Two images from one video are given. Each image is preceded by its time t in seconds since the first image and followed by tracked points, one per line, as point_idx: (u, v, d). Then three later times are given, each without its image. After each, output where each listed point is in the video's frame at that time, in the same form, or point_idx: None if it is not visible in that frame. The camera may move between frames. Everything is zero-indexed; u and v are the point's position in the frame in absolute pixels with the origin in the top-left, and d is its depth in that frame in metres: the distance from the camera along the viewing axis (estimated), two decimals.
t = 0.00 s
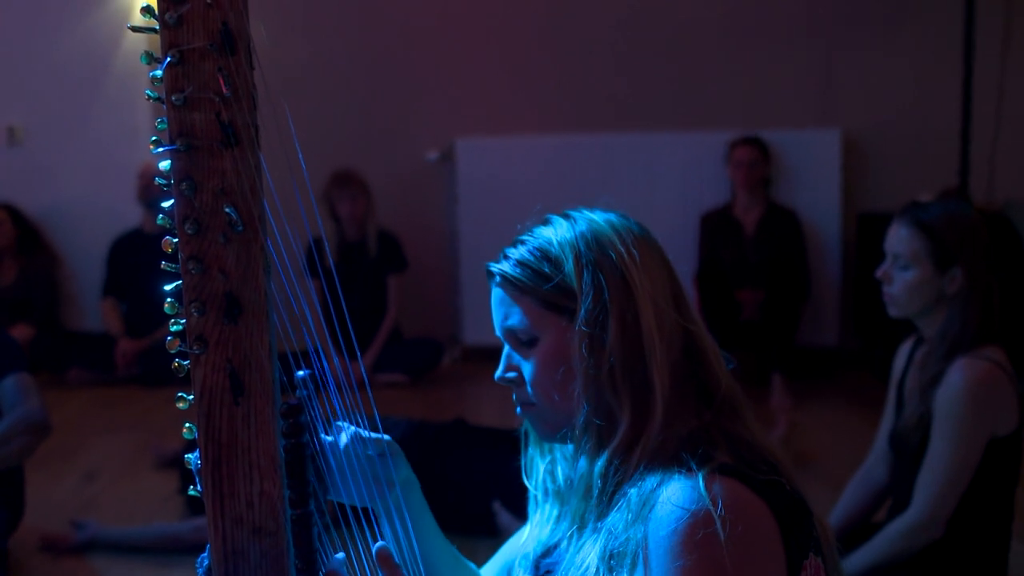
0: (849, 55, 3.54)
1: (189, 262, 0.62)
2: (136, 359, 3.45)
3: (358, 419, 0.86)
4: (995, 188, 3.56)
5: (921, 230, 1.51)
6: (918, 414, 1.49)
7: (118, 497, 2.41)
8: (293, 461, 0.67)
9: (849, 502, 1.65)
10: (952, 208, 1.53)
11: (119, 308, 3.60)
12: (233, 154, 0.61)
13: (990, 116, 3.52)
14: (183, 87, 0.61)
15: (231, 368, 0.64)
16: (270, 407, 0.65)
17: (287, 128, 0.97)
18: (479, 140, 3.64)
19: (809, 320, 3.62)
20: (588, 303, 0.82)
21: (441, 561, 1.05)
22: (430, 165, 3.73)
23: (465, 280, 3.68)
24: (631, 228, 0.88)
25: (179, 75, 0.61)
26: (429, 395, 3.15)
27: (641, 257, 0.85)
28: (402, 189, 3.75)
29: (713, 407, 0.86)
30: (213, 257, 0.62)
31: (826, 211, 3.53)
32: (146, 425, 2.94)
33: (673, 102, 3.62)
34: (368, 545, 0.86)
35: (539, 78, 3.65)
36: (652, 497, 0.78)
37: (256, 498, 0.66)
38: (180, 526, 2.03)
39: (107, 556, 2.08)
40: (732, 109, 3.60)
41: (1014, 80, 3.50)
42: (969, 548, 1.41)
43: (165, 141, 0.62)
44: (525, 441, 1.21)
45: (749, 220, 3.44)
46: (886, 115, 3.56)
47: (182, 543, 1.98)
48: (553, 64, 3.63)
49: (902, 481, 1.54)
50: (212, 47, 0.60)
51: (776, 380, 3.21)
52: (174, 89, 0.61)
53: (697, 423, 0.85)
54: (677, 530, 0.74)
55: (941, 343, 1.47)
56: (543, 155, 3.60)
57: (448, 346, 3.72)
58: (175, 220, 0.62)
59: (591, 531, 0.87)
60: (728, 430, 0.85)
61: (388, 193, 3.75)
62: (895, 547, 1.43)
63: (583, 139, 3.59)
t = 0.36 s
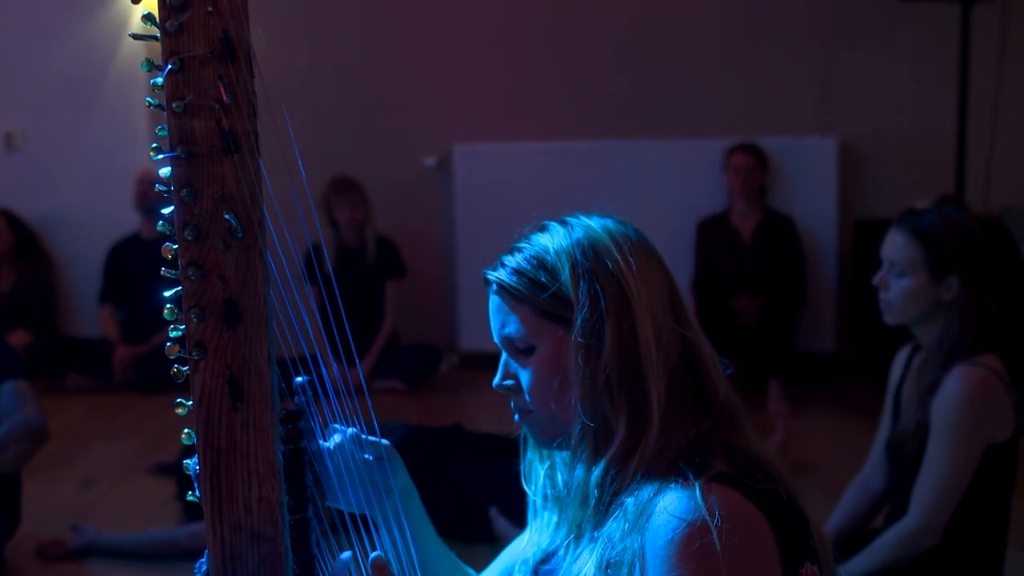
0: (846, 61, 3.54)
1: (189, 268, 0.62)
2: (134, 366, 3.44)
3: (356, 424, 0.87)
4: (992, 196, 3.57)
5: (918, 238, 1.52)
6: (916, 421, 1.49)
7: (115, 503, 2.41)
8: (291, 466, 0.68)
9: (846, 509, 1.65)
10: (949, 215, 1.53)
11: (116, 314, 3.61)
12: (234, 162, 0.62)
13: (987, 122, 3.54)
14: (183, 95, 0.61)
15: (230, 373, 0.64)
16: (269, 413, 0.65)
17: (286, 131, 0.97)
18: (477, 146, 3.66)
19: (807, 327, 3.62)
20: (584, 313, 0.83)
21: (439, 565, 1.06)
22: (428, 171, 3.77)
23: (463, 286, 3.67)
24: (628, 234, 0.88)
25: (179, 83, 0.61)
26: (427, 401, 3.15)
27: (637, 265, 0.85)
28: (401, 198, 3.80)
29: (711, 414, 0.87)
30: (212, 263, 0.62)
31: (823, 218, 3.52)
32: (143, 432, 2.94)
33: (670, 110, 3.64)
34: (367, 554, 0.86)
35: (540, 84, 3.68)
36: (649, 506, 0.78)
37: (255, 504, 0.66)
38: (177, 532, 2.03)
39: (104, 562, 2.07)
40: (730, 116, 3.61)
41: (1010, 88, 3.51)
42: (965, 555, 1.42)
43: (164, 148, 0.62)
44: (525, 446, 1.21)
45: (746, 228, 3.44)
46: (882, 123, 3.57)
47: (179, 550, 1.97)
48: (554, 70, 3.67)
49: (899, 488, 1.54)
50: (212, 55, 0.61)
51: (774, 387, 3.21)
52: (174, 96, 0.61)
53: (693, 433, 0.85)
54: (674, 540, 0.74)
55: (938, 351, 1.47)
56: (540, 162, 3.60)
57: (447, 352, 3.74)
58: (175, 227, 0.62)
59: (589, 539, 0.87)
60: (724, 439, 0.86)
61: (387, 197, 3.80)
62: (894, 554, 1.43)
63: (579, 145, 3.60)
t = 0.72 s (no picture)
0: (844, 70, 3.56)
1: (190, 275, 0.62)
2: (133, 372, 3.44)
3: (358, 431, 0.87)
4: (990, 205, 3.58)
5: (917, 246, 1.52)
6: (915, 429, 1.49)
7: (113, 509, 2.41)
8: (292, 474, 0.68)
9: (844, 517, 1.65)
10: (948, 224, 1.53)
11: (115, 320, 3.57)
12: (236, 169, 0.62)
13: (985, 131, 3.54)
14: (186, 102, 0.61)
15: (231, 381, 0.64)
16: (268, 420, 0.65)
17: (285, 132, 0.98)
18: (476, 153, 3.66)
19: (805, 335, 3.62)
20: (587, 319, 0.83)
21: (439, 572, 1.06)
22: (427, 179, 3.76)
23: (461, 294, 3.67)
24: (633, 240, 0.88)
25: (182, 90, 0.61)
26: (426, 408, 3.15)
27: (642, 273, 0.85)
28: (402, 205, 3.77)
29: (714, 423, 0.86)
30: (213, 270, 0.63)
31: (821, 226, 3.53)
32: (141, 438, 2.94)
33: (669, 118, 3.65)
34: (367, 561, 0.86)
35: (538, 90, 3.68)
36: (653, 513, 0.78)
37: (255, 511, 0.66)
38: (177, 539, 2.03)
39: (102, 567, 2.07)
40: (728, 124, 3.62)
41: (1008, 96, 3.51)
42: (964, 564, 1.42)
43: (167, 156, 0.62)
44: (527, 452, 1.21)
45: (745, 235, 3.44)
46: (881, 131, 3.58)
47: (178, 555, 1.97)
48: (554, 78, 3.67)
49: (897, 496, 1.54)
50: (215, 63, 0.61)
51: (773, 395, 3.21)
52: (177, 103, 0.61)
53: (698, 441, 0.85)
54: (677, 547, 0.74)
55: (937, 359, 1.48)
56: (541, 170, 3.60)
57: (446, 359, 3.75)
58: (177, 234, 0.62)
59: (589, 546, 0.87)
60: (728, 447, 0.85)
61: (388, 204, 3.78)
62: (891, 563, 1.42)
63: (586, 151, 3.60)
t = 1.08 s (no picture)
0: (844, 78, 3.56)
1: (191, 284, 0.62)
2: (133, 380, 3.42)
3: (358, 440, 0.87)
4: (990, 214, 3.57)
5: (918, 255, 1.52)
6: (917, 438, 1.49)
7: (112, 517, 2.41)
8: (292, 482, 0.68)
9: (845, 525, 1.65)
10: (948, 231, 1.54)
11: (116, 328, 3.57)
12: (236, 180, 0.62)
13: (985, 139, 3.55)
14: (187, 112, 0.62)
15: (231, 390, 0.64)
16: (269, 428, 0.65)
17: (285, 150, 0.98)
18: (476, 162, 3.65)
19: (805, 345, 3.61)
20: (604, 326, 0.83)
21: None
22: (428, 187, 3.75)
23: (460, 302, 3.67)
24: (651, 247, 0.88)
25: (183, 100, 0.62)
26: (426, 417, 3.15)
27: (659, 281, 0.85)
28: (403, 215, 3.78)
29: (722, 437, 0.86)
30: (214, 279, 0.63)
31: (822, 235, 3.54)
32: (141, 446, 2.94)
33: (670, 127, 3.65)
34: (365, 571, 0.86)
35: (539, 99, 3.68)
36: (660, 520, 0.79)
37: (255, 519, 0.67)
38: (176, 547, 2.03)
39: None
40: (728, 133, 3.63)
41: (1007, 105, 3.52)
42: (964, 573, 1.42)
43: (168, 165, 0.63)
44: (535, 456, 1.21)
45: (745, 244, 3.44)
46: (881, 140, 3.58)
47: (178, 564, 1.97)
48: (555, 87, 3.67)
49: (898, 504, 1.54)
50: (216, 73, 0.61)
51: (773, 403, 3.21)
52: (178, 113, 0.62)
53: (708, 449, 0.84)
54: (682, 554, 0.74)
55: (939, 367, 1.48)
56: (538, 174, 3.61)
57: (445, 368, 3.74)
58: (179, 244, 0.63)
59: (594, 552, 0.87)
60: (735, 456, 0.85)
61: (388, 214, 3.78)
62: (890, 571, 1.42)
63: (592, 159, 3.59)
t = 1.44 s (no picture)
0: (842, 86, 3.57)
1: (192, 293, 0.62)
2: (131, 388, 3.42)
3: (352, 451, 0.86)
4: (988, 222, 3.58)
5: (917, 262, 1.53)
6: (917, 446, 1.49)
7: (111, 525, 2.41)
8: (292, 489, 0.69)
9: (844, 534, 1.65)
10: (948, 239, 1.54)
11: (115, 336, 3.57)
12: (237, 188, 0.62)
13: (983, 147, 3.55)
14: (188, 122, 0.62)
15: (231, 399, 0.64)
16: (269, 435, 0.66)
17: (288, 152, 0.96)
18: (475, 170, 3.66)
19: (804, 353, 3.61)
20: (598, 336, 0.82)
21: None
22: (427, 195, 3.77)
23: (459, 309, 3.67)
24: (645, 256, 0.88)
25: (184, 110, 0.62)
26: (424, 425, 3.15)
27: (652, 289, 0.85)
28: (403, 222, 3.78)
29: (720, 444, 0.86)
30: (214, 287, 0.63)
31: (820, 243, 3.54)
32: (139, 454, 2.93)
33: (669, 135, 3.66)
34: None
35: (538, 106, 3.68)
36: (657, 527, 0.79)
37: (255, 527, 0.67)
38: (175, 555, 2.02)
39: None
40: (727, 142, 3.64)
41: (1006, 114, 3.53)
42: None
43: (168, 174, 0.63)
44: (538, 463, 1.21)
45: (743, 252, 3.44)
46: (879, 148, 3.59)
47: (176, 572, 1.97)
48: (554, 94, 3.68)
49: (897, 513, 1.54)
50: (217, 82, 0.61)
51: (772, 411, 3.21)
52: (179, 123, 0.62)
53: (704, 457, 0.85)
54: (680, 560, 0.74)
55: (939, 374, 1.48)
56: (537, 186, 3.60)
57: (444, 376, 3.74)
58: (179, 252, 0.63)
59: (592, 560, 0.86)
60: (734, 465, 0.86)
61: (388, 222, 3.78)
62: None
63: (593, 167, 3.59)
